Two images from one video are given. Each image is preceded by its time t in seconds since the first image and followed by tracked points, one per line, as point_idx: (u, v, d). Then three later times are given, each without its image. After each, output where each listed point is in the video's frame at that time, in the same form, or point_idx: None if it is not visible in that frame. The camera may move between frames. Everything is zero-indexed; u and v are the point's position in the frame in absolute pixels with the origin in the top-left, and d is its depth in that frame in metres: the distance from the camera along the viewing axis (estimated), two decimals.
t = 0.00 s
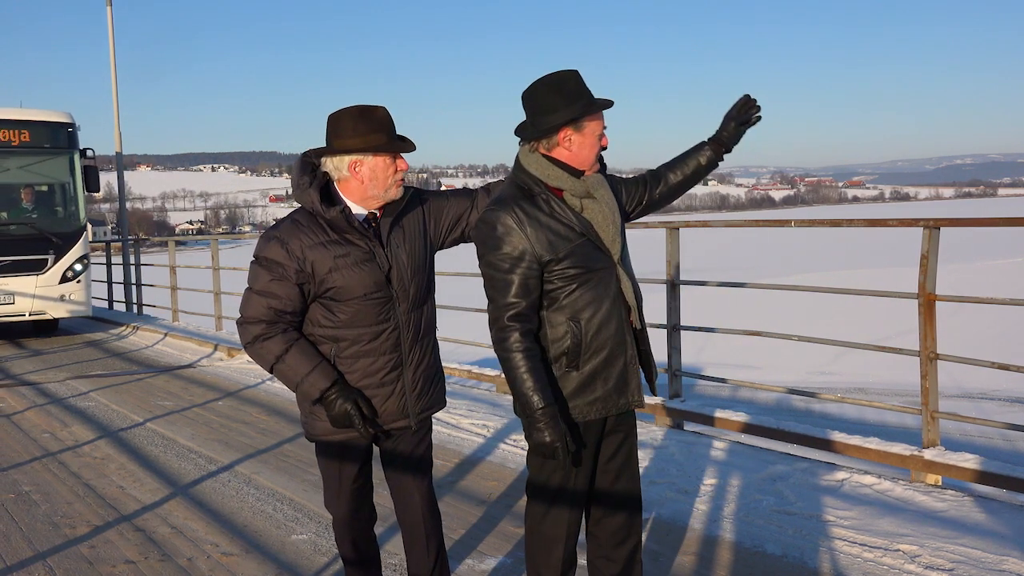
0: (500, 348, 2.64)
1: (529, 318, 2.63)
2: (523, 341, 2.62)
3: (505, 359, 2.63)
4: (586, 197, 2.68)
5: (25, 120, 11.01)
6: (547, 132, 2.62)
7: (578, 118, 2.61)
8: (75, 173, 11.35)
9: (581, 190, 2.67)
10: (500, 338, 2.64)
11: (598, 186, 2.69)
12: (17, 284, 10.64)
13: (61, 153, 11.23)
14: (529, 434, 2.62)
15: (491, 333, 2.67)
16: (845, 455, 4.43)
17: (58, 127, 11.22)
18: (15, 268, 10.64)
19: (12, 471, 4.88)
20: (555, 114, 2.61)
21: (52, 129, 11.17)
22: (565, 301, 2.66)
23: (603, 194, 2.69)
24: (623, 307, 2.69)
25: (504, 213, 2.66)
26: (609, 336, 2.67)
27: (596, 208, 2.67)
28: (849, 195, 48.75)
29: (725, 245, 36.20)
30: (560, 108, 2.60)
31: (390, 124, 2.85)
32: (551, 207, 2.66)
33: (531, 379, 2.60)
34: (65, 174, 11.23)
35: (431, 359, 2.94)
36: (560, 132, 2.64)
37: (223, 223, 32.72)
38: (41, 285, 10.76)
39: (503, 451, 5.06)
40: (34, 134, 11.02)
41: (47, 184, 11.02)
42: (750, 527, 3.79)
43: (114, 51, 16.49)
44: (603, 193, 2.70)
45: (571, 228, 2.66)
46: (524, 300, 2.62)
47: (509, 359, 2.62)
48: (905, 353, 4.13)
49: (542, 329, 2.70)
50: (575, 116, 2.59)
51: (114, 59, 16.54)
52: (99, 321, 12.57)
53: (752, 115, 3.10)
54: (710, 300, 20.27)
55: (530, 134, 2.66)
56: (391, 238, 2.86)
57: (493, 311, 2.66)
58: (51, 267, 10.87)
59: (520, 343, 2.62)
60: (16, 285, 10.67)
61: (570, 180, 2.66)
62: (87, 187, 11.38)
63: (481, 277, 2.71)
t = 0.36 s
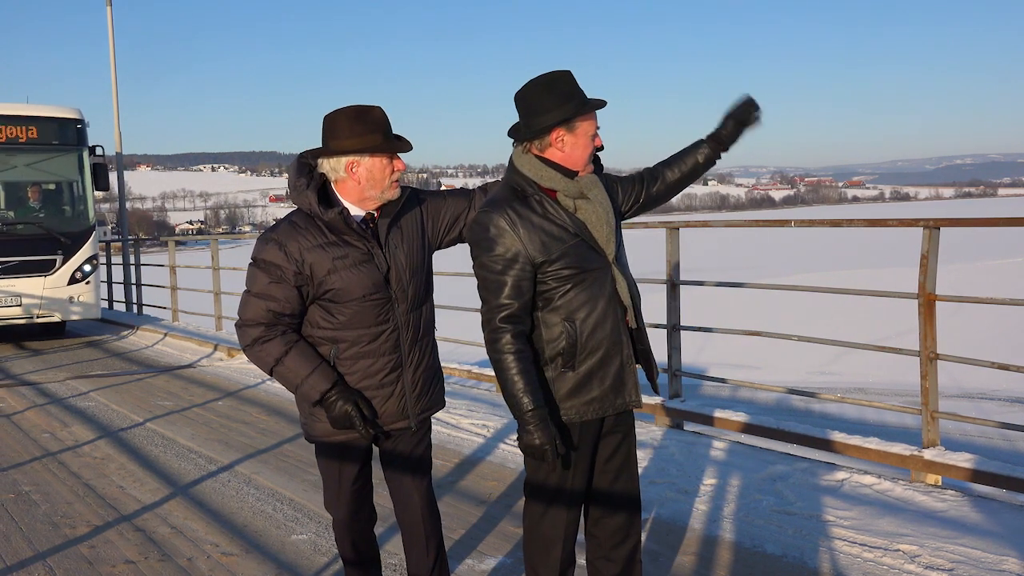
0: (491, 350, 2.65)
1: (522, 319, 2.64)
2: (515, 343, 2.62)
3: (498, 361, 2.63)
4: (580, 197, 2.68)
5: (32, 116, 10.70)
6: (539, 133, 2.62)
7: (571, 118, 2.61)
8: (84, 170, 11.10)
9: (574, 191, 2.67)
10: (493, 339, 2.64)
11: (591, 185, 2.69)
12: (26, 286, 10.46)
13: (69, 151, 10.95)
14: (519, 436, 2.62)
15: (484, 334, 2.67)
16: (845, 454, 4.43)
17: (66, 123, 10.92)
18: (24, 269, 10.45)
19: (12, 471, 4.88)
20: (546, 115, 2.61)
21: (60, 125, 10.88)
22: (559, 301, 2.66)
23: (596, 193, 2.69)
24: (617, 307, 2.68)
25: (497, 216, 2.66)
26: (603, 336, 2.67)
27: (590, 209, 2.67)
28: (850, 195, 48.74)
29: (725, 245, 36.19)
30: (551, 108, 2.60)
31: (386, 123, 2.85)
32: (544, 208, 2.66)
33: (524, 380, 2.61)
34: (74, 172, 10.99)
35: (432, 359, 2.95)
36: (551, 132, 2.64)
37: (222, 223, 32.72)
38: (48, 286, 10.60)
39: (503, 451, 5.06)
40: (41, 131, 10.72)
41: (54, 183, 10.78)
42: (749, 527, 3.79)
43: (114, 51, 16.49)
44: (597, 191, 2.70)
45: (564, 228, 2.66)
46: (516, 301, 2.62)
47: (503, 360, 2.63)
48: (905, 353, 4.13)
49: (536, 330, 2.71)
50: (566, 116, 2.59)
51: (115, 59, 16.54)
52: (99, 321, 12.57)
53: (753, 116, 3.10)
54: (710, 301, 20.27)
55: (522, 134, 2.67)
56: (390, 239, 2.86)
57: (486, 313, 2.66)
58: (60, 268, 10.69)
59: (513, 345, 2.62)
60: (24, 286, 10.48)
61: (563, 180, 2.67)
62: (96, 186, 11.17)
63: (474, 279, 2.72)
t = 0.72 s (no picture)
0: (483, 349, 2.65)
1: (515, 319, 2.64)
2: (508, 342, 2.62)
3: (490, 359, 2.63)
4: (574, 198, 2.68)
5: (40, 112, 10.44)
6: (532, 133, 2.63)
7: (566, 118, 2.60)
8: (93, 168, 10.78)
9: (569, 191, 2.67)
10: (485, 338, 2.64)
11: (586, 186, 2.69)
12: (32, 287, 10.09)
13: (77, 147, 10.65)
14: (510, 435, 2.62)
15: (477, 334, 2.67)
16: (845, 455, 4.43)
17: (75, 118, 10.63)
18: (31, 269, 10.09)
19: (12, 471, 4.88)
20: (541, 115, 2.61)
21: (68, 121, 10.59)
22: (553, 301, 2.66)
23: (592, 194, 2.68)
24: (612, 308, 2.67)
25: (491, 215, 2.67)
26: (598, 337, 2.67)
27: (584, 209, 2.67)
28: (850, 196, 48.85)
29: (725, 245, 36.19)
30: (546, 109, 2.60)
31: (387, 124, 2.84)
32: (539, 208, 2.66)
33: (516, 380, 2.61)
34: (83, 169, 10.66)
35: (432, 360, 2.96)
36: (546, 132, 2.64)
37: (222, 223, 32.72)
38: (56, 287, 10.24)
39: (503, 451, 5.06)
40: (48, 127, 10.45)
41: (61, 180, 10.44)
42: (749, 527, 3.79)
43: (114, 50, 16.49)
44: (593, 192, 2.69)
45: (559, 228, 2.65)
46: (509, 300, 2.62)
47: (494, 360, 2.63)
48: (905, 353, 4.12)
49: (530, 330, 2.71)
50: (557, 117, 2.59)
51: (114, 60, 16.53)
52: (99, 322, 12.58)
53: (761, 139, 3.13)
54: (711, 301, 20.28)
55: (517, 134, 2.67)
56: (390, 240, 2.86)
57: (479, 312, 2.67)
58: (67, 269, 10.33)
59: (505, 344, 2.62)
60: (31, 287, 10.12)
61: (558, 181, 2.66)
62: (104, 183, 10.80)
63: (468, 279, 2.72)
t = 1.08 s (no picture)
0: (473, 347, 2.66)
1: (504, 318, 2.65)
2: (496, 341, 2.63)
3: (478, 358, 2.64)
4: (565, 199, 2.67)
5: (47, 108, 10.33)
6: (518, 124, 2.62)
7: (546, 109, 2.58)
8: (100, 165, 10.71)
9: (559, 192, 2.66)
10: (474, 337, 2.65)
11: (578, 188, 2.67)
12: (38, 288, 10.06)
13: (85, 144, 10.58)
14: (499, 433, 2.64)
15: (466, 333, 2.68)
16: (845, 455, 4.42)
17: (81, 115, 10.51)
18: (37, 269, 10.06)
19: (12, 471, 4.88)
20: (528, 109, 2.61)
21: (75, 117, 10.48)
22: (543, 302, 2.66)
23: (583, 197, 2.67)
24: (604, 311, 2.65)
25: (482, 216, 2.68)
26: (589, 339, 2.66)
27: (575, 211, 2.66)
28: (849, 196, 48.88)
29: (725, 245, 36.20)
30: (533, 102, 2.59)
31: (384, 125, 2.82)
32: (530, 209, 2.66)
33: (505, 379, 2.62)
34: (90, 168, 10.61)
35: (432, 362, 2.96)
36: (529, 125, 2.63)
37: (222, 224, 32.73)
38: (63, 288, 10.19)
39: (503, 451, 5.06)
40: (55, 124, 10.35)
41: (68, 179, 10.42)
42: (749, 527, 3.79)
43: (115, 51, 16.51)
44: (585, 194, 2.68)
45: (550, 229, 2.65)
46: (497, 300, 2.63)
47: (481, 359, 2.64)
48: (905, 353, 4.13)
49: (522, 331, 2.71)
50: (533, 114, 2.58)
51: (115, 61, 16.54)
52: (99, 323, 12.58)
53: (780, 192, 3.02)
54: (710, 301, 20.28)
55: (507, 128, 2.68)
56: (391, 241, 2.86)
57: (469, 311, 2.68)
58: (75, 269, 10.28)
59: (493, 343, 2.63)
60: (38, 288, 10.08)
61: (548, 182, 2.65)
62: (112, 182, 10.75)
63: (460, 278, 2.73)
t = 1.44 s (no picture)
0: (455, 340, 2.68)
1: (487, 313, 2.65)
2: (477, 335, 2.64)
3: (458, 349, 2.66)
4: (553, 198, 2.62)
5: (54, 105, 10.34)
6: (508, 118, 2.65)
7: (528, 104, 2.58)
8: (107, 162, 10.73)
9: (546, 191, 2.62)
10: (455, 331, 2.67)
11: (568, 188, 2.61)
12: (45, 289, 9.98)
13: (92, 141, 10.61)
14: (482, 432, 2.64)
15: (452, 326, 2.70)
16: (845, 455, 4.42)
17: (88, 111, 10.56)
18: (45, 270, 9.99)
19: (12, 471, 4.88)
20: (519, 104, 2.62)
21: (81, 114, 10.50)
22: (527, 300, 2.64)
23: (573, 198, 2.60)
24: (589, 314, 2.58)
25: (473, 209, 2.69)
26: (573, 341, 2.61)
27: (563, 209, 2.60)
28: (849, 196, 48.91)
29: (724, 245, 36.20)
30: (524, 97, 2.60)
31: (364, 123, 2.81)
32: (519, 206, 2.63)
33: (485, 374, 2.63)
34: (96, 165, 10.62)
35: (430, 364, 2.93)
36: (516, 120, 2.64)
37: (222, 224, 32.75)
38: (70, 288, 10.12)
39: (502, 451, 5.06)
40: (61, 121, 10.35)
41: (74, 177, 10.42)
42: (748, 527, 3.80)
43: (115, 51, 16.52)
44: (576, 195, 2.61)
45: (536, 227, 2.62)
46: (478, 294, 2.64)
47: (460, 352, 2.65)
48: (905, 353, 4.12)
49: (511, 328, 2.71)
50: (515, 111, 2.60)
51: (115, 61, 16.56)
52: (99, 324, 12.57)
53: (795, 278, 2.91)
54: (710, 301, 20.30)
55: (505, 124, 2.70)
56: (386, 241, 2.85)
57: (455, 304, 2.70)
58: (83, 270, 10.23)
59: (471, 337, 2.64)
60: (45, 290, 10.01)
61: (536, 180, 2.62)
62: (118, 179, 10.77)
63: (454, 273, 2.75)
